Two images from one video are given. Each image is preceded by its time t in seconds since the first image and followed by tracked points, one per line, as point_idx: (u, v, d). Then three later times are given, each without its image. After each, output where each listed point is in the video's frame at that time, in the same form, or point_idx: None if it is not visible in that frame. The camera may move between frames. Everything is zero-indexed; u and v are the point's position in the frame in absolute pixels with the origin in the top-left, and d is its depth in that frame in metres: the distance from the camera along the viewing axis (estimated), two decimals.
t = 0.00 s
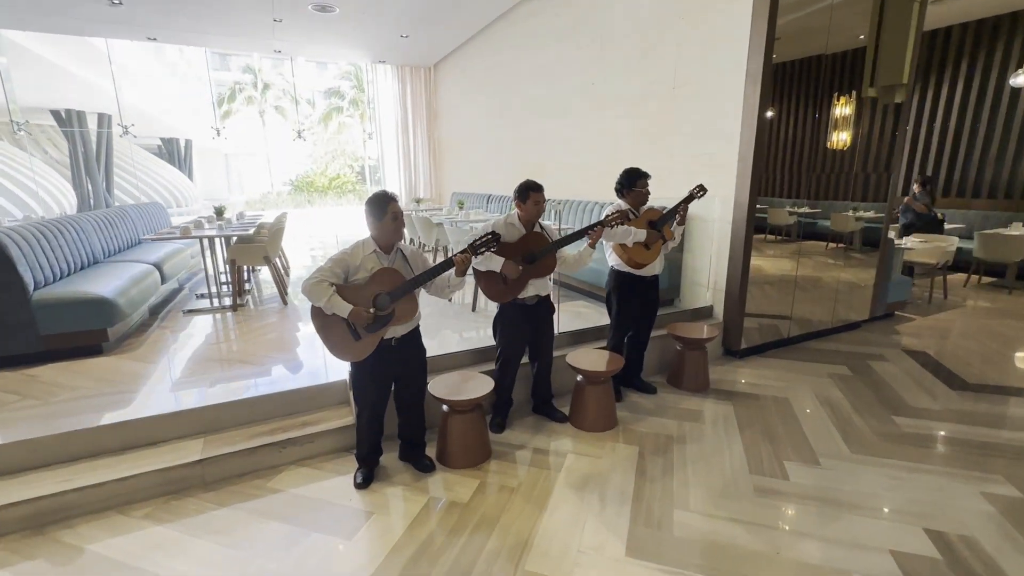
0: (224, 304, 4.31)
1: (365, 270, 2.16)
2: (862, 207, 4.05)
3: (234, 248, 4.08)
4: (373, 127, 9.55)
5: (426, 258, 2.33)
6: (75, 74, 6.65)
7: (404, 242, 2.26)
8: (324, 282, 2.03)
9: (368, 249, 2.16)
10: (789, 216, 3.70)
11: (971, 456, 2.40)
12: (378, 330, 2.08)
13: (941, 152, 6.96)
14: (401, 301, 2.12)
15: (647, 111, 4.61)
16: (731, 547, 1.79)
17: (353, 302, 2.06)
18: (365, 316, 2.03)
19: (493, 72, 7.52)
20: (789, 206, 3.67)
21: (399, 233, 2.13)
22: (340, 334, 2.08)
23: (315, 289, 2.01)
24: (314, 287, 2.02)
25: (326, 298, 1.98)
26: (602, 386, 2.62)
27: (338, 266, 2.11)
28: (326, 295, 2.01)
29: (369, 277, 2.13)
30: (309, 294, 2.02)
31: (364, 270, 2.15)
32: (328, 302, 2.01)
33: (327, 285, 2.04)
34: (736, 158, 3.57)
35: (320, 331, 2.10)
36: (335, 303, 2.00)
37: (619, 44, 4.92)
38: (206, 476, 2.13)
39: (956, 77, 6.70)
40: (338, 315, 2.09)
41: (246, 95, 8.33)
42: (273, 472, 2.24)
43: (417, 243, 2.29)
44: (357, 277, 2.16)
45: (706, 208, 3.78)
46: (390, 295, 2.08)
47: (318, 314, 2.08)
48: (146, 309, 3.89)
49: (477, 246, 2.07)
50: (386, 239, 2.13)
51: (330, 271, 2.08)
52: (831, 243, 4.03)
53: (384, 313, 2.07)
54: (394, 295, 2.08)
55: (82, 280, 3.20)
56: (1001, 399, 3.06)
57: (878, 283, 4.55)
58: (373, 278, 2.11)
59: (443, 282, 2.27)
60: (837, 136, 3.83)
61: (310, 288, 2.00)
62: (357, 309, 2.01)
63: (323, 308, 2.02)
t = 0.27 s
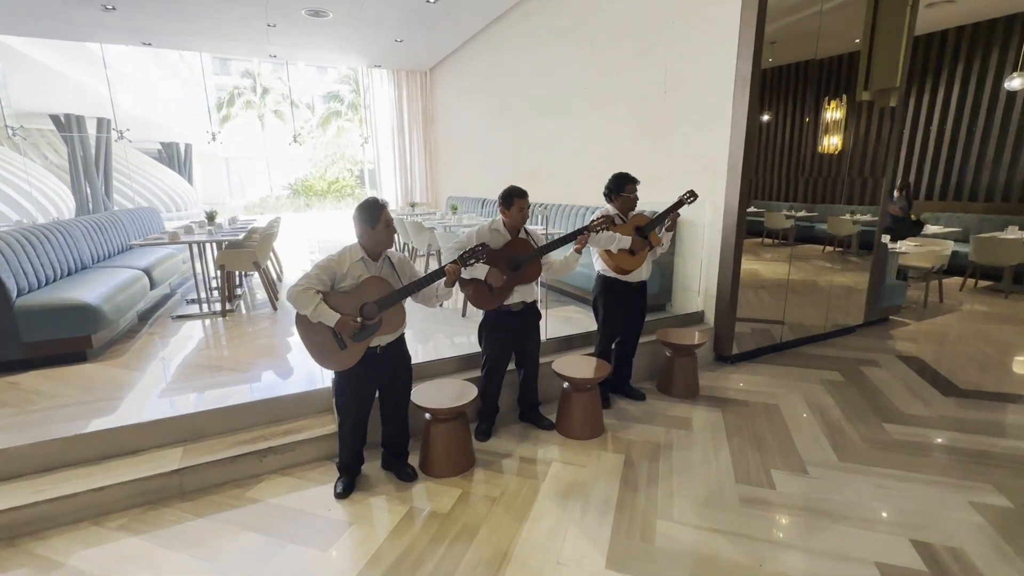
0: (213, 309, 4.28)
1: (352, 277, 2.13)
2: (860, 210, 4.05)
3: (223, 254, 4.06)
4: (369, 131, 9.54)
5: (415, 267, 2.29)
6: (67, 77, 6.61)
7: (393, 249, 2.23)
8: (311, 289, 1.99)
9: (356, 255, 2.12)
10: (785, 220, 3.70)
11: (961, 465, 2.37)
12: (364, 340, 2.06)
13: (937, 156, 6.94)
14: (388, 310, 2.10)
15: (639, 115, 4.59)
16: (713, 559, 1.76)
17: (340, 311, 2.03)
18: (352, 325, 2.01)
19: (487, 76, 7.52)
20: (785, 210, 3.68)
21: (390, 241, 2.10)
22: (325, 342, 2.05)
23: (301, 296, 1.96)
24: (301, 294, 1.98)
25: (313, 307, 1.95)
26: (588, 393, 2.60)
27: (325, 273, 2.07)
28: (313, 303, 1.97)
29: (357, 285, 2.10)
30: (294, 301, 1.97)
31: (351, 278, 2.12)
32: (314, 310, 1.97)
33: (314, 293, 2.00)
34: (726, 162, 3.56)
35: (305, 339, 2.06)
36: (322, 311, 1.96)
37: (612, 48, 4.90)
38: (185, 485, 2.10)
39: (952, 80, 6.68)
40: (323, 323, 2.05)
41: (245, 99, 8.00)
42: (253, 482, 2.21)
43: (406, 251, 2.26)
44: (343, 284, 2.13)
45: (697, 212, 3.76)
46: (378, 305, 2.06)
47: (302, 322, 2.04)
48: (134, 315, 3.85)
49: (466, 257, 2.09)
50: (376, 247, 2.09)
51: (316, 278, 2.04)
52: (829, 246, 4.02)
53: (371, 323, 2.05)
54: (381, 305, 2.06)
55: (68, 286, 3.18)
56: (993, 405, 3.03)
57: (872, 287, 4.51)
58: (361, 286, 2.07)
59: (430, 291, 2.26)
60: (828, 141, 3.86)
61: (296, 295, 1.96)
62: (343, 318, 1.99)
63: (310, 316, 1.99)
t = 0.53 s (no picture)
0: (204, 313, 4.27)
1: (341, 282, 2.10)
2: (857, 213, 4.07)
3: (213, 257, 4.05)
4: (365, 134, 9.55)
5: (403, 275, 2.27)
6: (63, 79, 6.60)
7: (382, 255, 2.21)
8: (298, 294, 1.95)
9: (345, 261, 2.09)
10: (782, 222, 3.69)
11: (950, 472, 2.35)
12: (352, 346, 2.01)
13: (933, 158, 6.92)
14: (378, 316, 2.05)
15: (631, 118, 4.59)
16: (695, 568, 1.74)
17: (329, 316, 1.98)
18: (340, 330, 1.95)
19: (483, 79, 7.52)
20: (782, 212, 3.67)
21: (379, 246, 2.09)
22: (312, 348, 1.99)
23: (288, 300, 1.91)
24: (288, 299, 1.93)
25: (301, 311, 1.90)
26: (574, 398, 2.57)
27: (313, 277, 2.03)
28: (301, 308, 1.92)
29: (346, 290, 2.06)
30: (281, 306, 1.92)
31: (339, 283, 2.08)
32: (302, 315, 1.92)
33: (302, 297, 1.96)
34: (717, 165, 3.54)
35: (292, 345, 2.00)
36: (310, 316, 1.91)
37: (605, 51, 4.89)
38: (165, 492, 2.09)
39: (948, 82, 6.65)
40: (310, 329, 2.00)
41: (244, 101, 8.27)
42: (234, 488, 2.20)
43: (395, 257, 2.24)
44: (331, 289, 2.09)
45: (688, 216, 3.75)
46: (367, 309, 2.02)
47: (289, 327, 1.99)
48: (124, 318, 3.86)
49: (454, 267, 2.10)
50: (365, 252, 2.07)
51: (304, 282, 2.00)
52: (826, 250, 4.05)
53: (360, 329, 2.00)
54: (371, 310, 2.02)
55: (55, 290, 3.16)
56: (985, 411, 3.00)
57: (865, 291, 4.49)
58: (350, 291, 2.04)
59: (416, 297, 2.25)
60: (820, 143, 3.85)
61: (284, 300, 1.91)
62: (332, 323, 1.93)
63: (298, 321, 1.93)
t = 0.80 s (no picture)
0: (199, 314, 4.25)
1: (333, 284, 2.06)
2: (858, 213, 4.03)
3: (208, 258, 4.04)
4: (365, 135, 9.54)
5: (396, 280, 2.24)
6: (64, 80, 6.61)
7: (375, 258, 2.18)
8: (290, 295, 1.90)
9: (339, 262, 2.06)
10: (784, 224, 3.67)
11: (948, 477, 2.31)
12: (343, 349, 1.97)
13: (935, 159, 6.86)
14: (371, 320, 2.01)
15: (629, 118, 4.56)
16: None
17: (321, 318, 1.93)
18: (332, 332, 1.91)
19: (482, 79, 7.49)
20: (784, 213, 3.65)
21: (373, 248, 2.06)
22: (303, 351, 1.94)
23: (280, 301, 1.87)
24: (280, 299, 1.88)
25: (293, 311, 1.85)
26: (566, 402, 2.55)
27: (305, 278, 1.99)
28: (293, 308, 1.87)
29: (339, 292, 2.02)
30: (273, 306, 1.87)
31: (332, 285, 2.05)
32: (294, 316, 1.87)
33: (293, 298, 1.91)
34: (713, 165, 3.51)
35: (281, 347, 1.95)
36: (302, 317, 1.86)
37: (602, 51, 4.87)
38: (151, 495, 2.07)
39: (951, 83, 6.59)
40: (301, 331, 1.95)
41: (246, 102, 8.23)
42: (222, 491, 2.18)
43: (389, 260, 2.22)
44: (324, 291, 2.06)
45: (685, 217, 3.72)
46: (360, 312, 1.98)
47: (279, 328, 1.94)
48: (119, 319, 3.86)
49: (446, 277, 2.11)
50: (358, 254, 2.04)
51: (296, 283, 1.96)
52: (827, 251, 4.01)
53: (352, 331, 1.96)
54: (364, 313, 1.98)
55: (49, 292, 3.15)
56: (986, 415, 2.96)
57: (865, 292, 4.44)
58: (343, 293, 2.00)
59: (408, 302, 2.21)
60: (819, 144, 3.82)
61: (275, 300, 1.86)
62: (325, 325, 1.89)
63: (288, 322, 1.88)
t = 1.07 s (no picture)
0: (199, 313, 4.24)
1: (329, 284, 2.01)
2: (868, 212, 3.96)
3: (207, 258, 4.02)
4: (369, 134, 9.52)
5: (394, 282, 2.18)
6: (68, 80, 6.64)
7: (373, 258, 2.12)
8: (282, 293, 1.84)
9: (335, 262, 2.00)
10: (791, 223, 3.60)
11: (960, 485, 2.22)
12: (335, 351, 1.91)
13: (948, 156, 6.71)
14: (364, 322, 1.95)
15: (632, 116, 4.49)
16: None
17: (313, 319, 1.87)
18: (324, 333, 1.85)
19: (485, 78, 7.44)
20: (791, 212, 3.59)
21: (371, 250, 2.00)
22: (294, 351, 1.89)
23: (271, 299, 1.81)
24: (272, 298, 1.82)
25: (284, 311, 1.79)
26: (565, 405, 2.49)
27: (299, 278, 1.93)
28: (284, 308, 1.81)
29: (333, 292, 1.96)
30: (264, 305, 1.82)
31: (327, 285, 2.00)
32: (285, 315, 1.81)
33: (286, 297, 1.85)
34: (718, 163, 3.44)
35: (272, 347, 1.91)
36: (294, 317, 1.80)
37: (605, 48, 4.80)
38: (142, 498, 2.04)
39: (964, 79, 6.44)
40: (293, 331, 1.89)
41: (253, 103, 8.24)
42: (215, 494, 2.15)
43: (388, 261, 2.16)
44: (319, 291, 2.00)
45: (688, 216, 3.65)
46: (354, 314, 1.92)
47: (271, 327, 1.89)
48: (119, 318, 3.85)
49: (443, 282, 2.07)
50: (355, 254, 1.98)
51: (290, 282, 1.90)
52: (835, 250, 3.92)
53: (345, 333, 1.90)
54: (357, 315, 1.92)
55: (48, 291, 3.14)
56: (999, 420, 2.87)
57: (875, 293, 4.32)
58: (337, 294, 1.94)
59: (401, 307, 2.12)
60: (826, 141, 3.75)
61: (267, 298, 1.80)
62: (316, 326, 1.82)
63: (280, 322, 1.82)
